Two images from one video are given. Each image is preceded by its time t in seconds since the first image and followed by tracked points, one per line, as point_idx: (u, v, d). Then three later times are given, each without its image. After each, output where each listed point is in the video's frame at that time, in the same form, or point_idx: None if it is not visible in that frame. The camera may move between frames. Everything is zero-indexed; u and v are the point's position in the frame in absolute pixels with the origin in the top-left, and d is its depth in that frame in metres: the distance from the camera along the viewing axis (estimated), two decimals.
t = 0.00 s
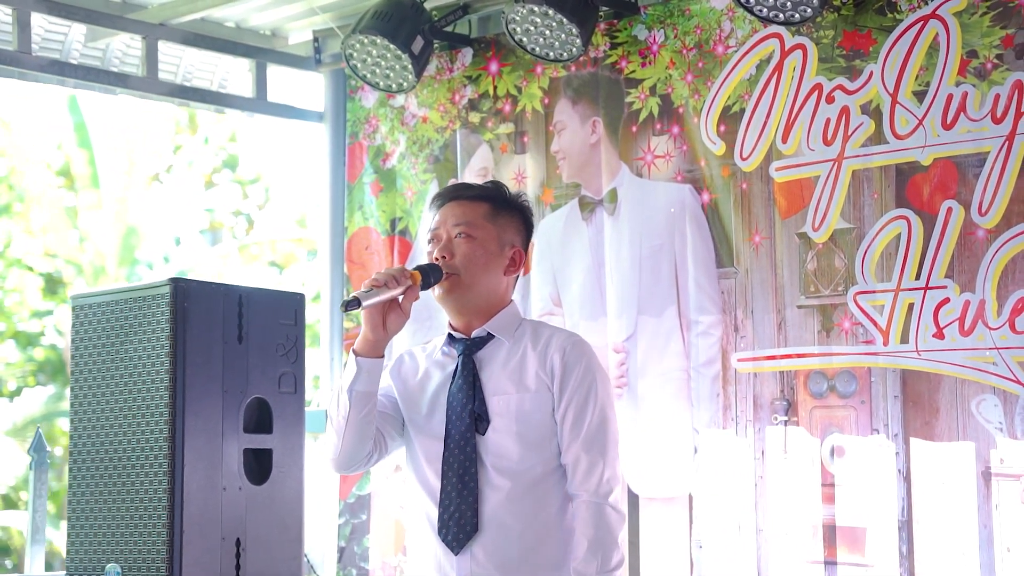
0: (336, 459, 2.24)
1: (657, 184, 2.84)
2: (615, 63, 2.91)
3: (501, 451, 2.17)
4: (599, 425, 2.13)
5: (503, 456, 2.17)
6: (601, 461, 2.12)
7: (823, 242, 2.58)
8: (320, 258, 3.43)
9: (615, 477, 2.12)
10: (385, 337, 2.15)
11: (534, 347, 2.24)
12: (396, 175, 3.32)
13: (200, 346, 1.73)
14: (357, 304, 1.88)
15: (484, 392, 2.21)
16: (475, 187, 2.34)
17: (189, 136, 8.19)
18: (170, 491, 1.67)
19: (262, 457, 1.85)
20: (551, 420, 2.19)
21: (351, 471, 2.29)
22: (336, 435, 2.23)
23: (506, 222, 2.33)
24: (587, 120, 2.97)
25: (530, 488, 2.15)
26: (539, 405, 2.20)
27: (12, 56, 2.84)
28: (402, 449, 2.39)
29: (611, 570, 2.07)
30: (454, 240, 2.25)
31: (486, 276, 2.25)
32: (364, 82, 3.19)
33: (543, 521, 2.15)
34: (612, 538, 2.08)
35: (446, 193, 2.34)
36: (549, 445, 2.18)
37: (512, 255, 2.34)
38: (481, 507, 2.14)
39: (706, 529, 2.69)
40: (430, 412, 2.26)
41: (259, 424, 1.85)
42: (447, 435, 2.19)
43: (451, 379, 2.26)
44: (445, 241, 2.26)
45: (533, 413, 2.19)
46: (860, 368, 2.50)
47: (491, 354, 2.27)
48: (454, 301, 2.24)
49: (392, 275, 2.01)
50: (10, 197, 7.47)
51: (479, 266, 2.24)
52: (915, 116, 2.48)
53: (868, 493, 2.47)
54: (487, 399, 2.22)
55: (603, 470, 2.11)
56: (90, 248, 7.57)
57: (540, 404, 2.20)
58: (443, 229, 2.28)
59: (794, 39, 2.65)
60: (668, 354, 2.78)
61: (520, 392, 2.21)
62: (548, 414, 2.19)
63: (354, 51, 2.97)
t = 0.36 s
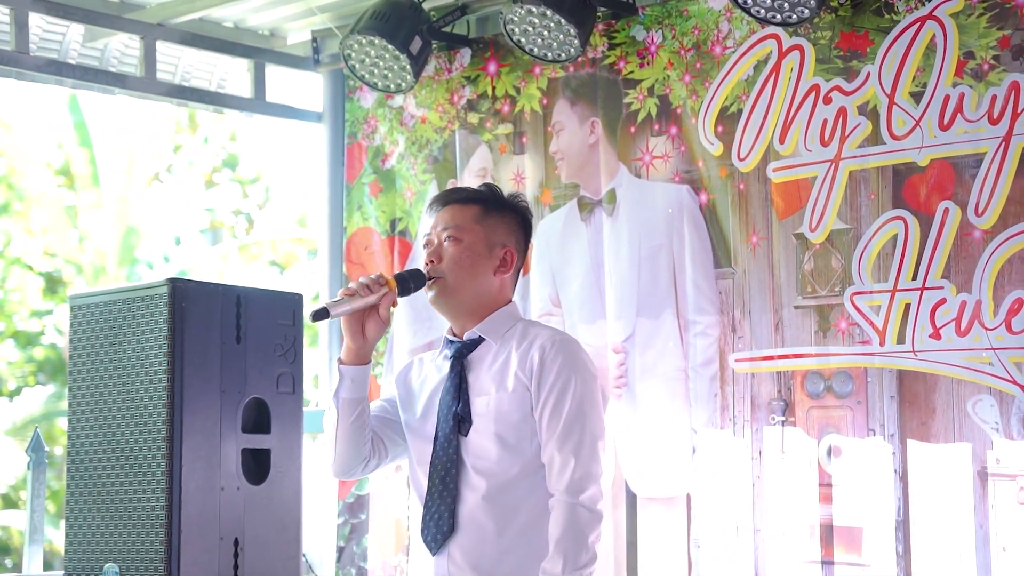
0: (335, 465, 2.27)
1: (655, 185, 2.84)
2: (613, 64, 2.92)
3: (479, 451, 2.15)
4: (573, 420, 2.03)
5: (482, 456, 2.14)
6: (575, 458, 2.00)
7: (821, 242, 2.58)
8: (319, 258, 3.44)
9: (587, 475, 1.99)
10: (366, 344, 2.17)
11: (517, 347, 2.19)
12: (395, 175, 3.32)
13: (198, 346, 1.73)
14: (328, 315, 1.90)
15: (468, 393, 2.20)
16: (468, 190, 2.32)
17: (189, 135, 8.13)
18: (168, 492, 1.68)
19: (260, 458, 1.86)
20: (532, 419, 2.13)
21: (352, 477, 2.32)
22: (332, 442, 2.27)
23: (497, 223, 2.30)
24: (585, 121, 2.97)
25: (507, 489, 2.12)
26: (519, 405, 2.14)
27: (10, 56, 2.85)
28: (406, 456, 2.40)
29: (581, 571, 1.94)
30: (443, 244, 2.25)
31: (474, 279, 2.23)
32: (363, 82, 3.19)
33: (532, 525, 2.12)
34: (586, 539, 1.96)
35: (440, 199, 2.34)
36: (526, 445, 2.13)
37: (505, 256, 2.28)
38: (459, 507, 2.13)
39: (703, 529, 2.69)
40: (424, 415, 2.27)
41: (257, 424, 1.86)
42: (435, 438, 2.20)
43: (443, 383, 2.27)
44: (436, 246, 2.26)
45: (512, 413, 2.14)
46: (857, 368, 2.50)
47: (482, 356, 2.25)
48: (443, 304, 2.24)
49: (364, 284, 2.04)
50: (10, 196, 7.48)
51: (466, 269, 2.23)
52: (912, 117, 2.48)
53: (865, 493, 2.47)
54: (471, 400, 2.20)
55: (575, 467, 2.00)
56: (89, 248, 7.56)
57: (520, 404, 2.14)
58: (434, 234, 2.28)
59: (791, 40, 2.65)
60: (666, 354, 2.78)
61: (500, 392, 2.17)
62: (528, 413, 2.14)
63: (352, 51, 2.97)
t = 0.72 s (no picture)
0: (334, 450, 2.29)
1: (654, 172, 2.85)
2: (612, 51, 2.91)
3: (469, 437, 2.15)
4: (557, 405, 2.03)
5: (472, 442, 2.15)
6: (555, 443, 2.01)
7: (818, 229, 2.59)
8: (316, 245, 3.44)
9: (566, 461, 2.00)
10: (363, 331, 2.20)
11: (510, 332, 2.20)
12: (393, 161, 3.32)
13: (198, 332, 1.74)
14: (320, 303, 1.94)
15: (462, 378, 2.21)
16: (467, 176, 2.34)
17: (179, 121, 8.20)
18: (168, 477, 1.69)
19: (260, 443, 1.86)
20: (518, 405, 2.13)
21: (353, 463, 2.32)
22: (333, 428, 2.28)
23: (495, 209, 2.30)
24: (584, 107, 2.97)
25: (501, 475, 2.12)
26: (506, 390, 2.14)
27: (7, 40, 2.85)
28: (406, 444, 2.41)
29: (553, 553, 1.95)
30: (441, 231, 2.27)
31: (472, 264, 2.24)
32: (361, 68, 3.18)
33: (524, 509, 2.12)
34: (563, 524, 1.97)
35: (440, 185, 2.36)
36: (515, 431, 2.13)
37: (502, 242, 2.28)
38: (447, 492, 2.15)
39: (701, 514, 2.71)
40: (422, 402, 2.29)
41: (256, 409, 1.86)
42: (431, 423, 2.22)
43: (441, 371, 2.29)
44: (434, 233, 2.28)
45: (500, 398, 2.14)
46: (854, 354, 2.51)
47: (479, 342, 2.26)
48: (442, 290, 2.26)
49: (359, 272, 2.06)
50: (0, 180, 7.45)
51: (463, 254, 2.24)
52: (910, 103, 2.49)
53: (862, 479, 2.49)
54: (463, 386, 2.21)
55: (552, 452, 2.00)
56: (79, 232, 7.45)
57: (507, 389, 2.14)
58: (433, 221, 2.30)
59: (790, 27, 2.65)
60: (664, 340, 2.79)
61: (490, 377, 2.17)
62: (516, 399, 2.13)
63: (351, 36, 2.96)
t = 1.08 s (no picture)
0: (312, 425, 2.26)
1: (633, 151, 2.84)
2: (591, 30, 2.91)
3: (459, 418, 2.15)
4: (552, 387, 2.04)
5: (461, 423, 2.14)
6: (552, 425, 2.01)
7: (797, 209, 2.60)
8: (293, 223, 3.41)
9: (563, 442, 2.00)
10: (348, 305, 2.19)
11: (500, 313, 2.19)
12: (370, 140, 3.30)
13: (177, 307, 1.67)
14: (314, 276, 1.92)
15: (449, 358, 2.20)
16: (452, 154, 2.32)
17: (138, 91, 6.38)
18: (148, 455, 1.61)
19: (238, 422, 1.78)
20: (510, 385, 2.14)
21: (329, 438, 2.30)
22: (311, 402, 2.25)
23: (481, 188, 2.31)
24: (562, 86, 2.96)
25: (490, 454, 2.12)
26: (498, 370, 2.14)
27: None
28: (383, 419, 2.39)
29: (551, 535, 1.95)
30: (427, 208, 2.25)
31: (458, 242, 2.24)
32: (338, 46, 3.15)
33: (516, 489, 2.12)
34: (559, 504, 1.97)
35: (423, 161, 2.34)
36: (505, 411, 2.14)
37: (488, 221, 2.29)
38: (436, 471, 2.14)
39: (678, 493, 2.72)
40: (404, 378, 2.28)
41: (234, 387, 1.78)
42: (415, 401, 2.20)
43: (424, 348, 2.27)
44: (419, 209, 2.26)
45: (491, 379, 2.14)
46: (831, 333, 2.53)
47: (463, 321, 2.25)
48: (427, 268, 2.24)
49: (349, 245, 2.04)
50: None
51: (450, 233, 2.23)
52: (888, 84, 2.50)
53: (839, 456, 2.51)
54: (451, 365, 2.20)
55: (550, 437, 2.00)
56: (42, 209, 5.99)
57: (499, 369, 2.14)
58: (417, 197, 2.28)
59: (769, 7, 2.66)
60: (643, 319, 2.80)
61: (480, 358, 2.17)
62: (507, 380, 2.14)
63: (329, 15, 2.93)
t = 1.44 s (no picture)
0: (288, 405, 2.23)
1: (604, 133, 2.84)
2: (562, 11, 2.90)
3: (445, 400, 2.15)
4: (542, 373, 2.08)
5: (448, 405, 2.15)
6: (543, 411, 2.05)
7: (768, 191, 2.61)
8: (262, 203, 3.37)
9: (555, 427, 2.05)
10: (333, 285, 2.14)
11: (482, 298, 2.21)
12: (340, 120, 3.27)
13: (148, 288, 1.62)
14: (303, 254, 1.87)
15: (430, 341, 2.20)
16: (427, 134, 2.31)
17: (96, 69, 5.43)
18: (118, 436, 1.57)
19: (208, 402, 1.74)
20: (495, 369, 2.16)
21: (302, 418, 2.28)
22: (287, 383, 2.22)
23: (457, 170, 2.32)
24: (533, 67, 2.95)
25: (476, 438, 2.13)
26: (484, 355, 2.17)
27: None
28: (354, 398, 2.38)
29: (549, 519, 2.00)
30: (405, 187, 2.24)
31: (436, 224, 2.24)
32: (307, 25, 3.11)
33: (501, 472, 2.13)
34: (554, 487, 2.02)
35: (398, 140, 2.32)
36: (492, 395, 2.15)
37: (464, 203, 2.32)
38: (421, 454, 2.13)
39: (649, 473, 2.73)
40: (379, 358, 2.25)
41: (204, 368, 1.74)
42: (394, 384, 2.19)
43: (401, 329, 2.25)
44: (397, 188, 2.25)
45: (477, 363, 2.16)
46: (802, 315, 2.55)
47: (441, 304, 2.26)
48: (404, 248, 2.23)
49: (338, 225, 2.02)
50: None
51: (429, 214, 2.23)
52: (859, 67, 2.52)
53: (809, 436, 2.53)
54: (433, 348, 2.20)
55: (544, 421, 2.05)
56: None
57: (484, 354, 2.17)
58: (394, 176, 2.27)
59: None
60: (614, 300, 2.80)
61: (465, 342, 2.19)
62: (493, 364, 2.16)
63: None
